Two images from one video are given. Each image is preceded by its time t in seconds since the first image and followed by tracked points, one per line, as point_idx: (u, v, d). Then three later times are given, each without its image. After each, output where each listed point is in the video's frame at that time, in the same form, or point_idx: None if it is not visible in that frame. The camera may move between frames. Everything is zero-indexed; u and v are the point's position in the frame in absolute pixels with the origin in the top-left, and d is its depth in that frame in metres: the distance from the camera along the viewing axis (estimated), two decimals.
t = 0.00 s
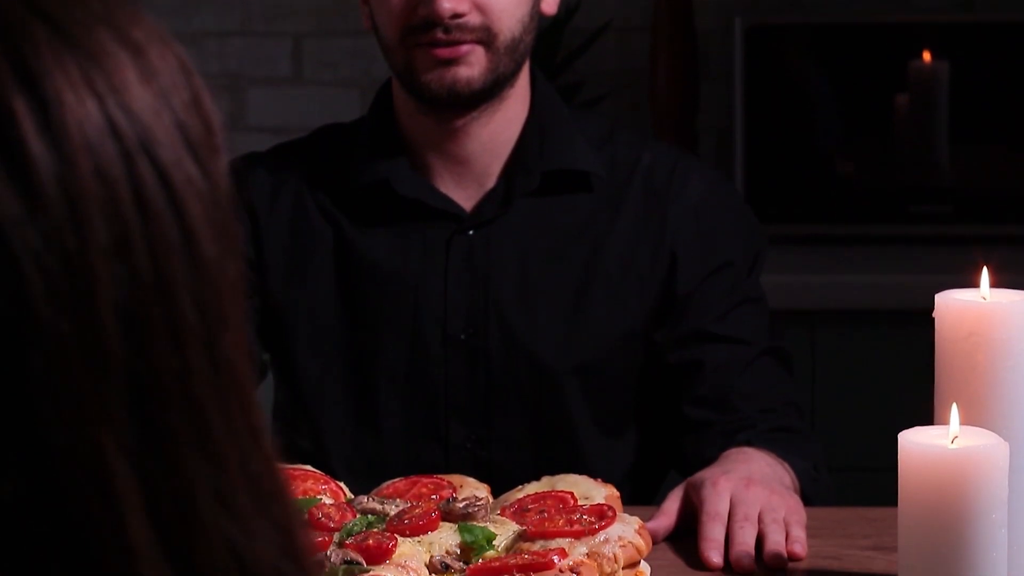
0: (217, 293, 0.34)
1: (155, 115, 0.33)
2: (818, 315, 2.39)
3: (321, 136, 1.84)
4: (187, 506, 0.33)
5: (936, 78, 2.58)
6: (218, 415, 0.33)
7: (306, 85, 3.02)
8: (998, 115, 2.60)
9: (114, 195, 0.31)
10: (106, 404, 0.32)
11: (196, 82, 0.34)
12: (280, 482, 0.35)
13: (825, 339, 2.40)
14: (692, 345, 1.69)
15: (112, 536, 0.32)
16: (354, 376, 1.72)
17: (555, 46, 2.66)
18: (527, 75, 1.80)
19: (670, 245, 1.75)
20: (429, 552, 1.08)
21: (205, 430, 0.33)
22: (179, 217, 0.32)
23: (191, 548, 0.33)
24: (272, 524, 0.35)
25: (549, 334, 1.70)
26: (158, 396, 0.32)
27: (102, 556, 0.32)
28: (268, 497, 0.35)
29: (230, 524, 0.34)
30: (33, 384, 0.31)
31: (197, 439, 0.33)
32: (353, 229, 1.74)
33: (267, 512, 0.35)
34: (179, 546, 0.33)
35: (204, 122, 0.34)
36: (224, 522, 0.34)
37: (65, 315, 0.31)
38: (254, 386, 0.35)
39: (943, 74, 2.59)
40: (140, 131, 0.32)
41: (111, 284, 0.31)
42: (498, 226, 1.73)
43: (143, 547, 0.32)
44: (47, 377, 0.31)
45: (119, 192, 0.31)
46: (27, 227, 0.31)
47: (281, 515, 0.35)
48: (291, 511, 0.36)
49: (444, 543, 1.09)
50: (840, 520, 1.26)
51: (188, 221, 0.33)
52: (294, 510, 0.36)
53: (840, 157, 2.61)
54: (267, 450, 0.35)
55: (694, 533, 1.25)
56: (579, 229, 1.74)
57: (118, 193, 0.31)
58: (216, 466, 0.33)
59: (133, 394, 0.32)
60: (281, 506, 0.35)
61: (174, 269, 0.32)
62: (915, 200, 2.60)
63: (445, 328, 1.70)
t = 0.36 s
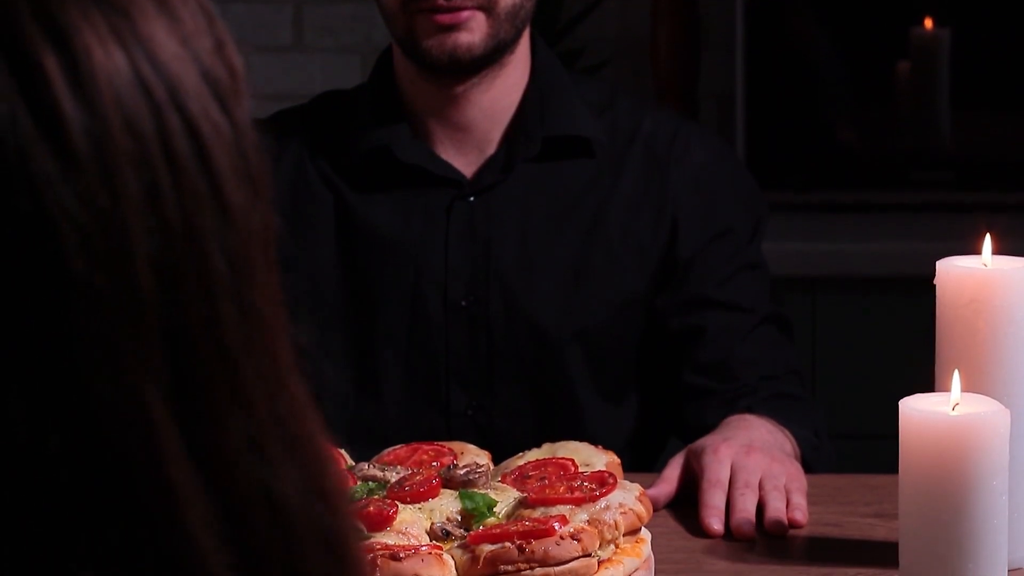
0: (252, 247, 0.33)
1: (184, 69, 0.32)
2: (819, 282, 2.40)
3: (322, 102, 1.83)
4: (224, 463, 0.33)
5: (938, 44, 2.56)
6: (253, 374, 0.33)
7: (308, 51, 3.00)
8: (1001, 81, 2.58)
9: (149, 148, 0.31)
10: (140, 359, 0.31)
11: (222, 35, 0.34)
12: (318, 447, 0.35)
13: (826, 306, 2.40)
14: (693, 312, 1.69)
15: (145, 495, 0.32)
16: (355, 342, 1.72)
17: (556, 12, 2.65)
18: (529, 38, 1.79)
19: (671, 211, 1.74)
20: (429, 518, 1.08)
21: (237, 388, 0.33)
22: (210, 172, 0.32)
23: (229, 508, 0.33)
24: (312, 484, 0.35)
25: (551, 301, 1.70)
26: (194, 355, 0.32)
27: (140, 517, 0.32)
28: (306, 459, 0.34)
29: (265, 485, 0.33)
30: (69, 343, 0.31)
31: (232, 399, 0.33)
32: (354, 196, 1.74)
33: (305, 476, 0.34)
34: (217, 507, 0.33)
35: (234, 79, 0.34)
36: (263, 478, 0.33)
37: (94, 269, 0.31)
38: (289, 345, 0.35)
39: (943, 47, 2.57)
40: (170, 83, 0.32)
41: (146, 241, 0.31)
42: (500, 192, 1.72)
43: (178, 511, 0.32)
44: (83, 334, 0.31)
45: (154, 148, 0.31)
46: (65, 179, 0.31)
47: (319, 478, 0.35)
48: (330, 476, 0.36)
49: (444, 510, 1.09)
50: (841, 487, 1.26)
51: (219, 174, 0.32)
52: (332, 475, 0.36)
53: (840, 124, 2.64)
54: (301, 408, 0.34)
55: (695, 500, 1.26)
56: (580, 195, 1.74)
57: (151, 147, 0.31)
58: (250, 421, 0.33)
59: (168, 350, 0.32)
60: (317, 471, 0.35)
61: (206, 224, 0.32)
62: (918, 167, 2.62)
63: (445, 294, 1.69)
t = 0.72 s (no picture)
0: (181, 167, 0.39)
1: (139, 7, 0.38)
2: (820, 260, 2.39)
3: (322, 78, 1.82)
4: (137, 349, 0.39)
5: (939, 23, 2.59)
6: (174, 280, 0.39)
7: (308, 27, 2.86)
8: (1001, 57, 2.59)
9: (90, 71, 0.37)
10: (69, 249, 0.38)
11: None
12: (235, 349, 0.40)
13: (827, 281, 2.40)
14: (693, 288, 1.69)
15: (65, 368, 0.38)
16: (355, 318, 1.72)
17: None
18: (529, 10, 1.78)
19: (672, 187, 1.74)
20: (430, 495, 1.08)
21: (158, 288, 0.39)
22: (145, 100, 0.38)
23: (140, 389, 0.39)
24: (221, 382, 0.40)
25: (551, 277, 1.70)
26: (111, 249, 0.38)
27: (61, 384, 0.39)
28: (218, 357, 0.40)
29: (174, 372, 0.39)
30: (15, 228, 0.38)
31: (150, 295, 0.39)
32: (353, 172, 1.73)
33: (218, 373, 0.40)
34: (125, 387, 0.39)
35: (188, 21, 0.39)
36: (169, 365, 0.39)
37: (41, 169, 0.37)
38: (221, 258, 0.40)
39: (946, 19, 2.59)
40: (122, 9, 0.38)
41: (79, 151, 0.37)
42: (500, 169, 1.72)
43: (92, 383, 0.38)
44: (24, 224, 0.38)
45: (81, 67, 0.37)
46: (15, 86, 0.37)
47: (235, 380, 0.40)
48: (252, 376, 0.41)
49: (445, 485, 1.09)
50: (841, 463, 1.26)
51: (155, 98, 0.38)
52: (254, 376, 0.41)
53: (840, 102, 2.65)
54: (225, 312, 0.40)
55: (694, 476, 1.26)
56: (581, 171, 1.74)
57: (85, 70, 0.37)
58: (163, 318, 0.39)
59: (92, 241, 0.38)
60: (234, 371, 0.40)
61: (128, 139, 0.38)
62: (920, 145, 2.62)
63: (446, 271, 1.69)
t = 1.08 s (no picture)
0: (134, 165, 0.48)
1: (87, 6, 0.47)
2: (820, 240, 2.40)
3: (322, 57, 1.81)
4: (88, 317, 0.48)
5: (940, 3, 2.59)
6: (116, 231, 0.48)
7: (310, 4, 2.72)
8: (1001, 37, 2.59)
9: (58, 86, 0.47)
10: (28, 232, 0.47)
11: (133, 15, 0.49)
12: (180, 312, 0.50)
13: (828, 261, 2.40)
14: (695, 267, 1.69)
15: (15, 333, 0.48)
16: (354, 297, 1.72)
17: None
18: None
19: (673, 166, 1.74)
20: (430, 474, 1.08)
21: (100, 237, 0.48)
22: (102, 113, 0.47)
23: (89, 341, 0.48)
24: (165, 341, 0.50)
25: (551, 255, 1.70)
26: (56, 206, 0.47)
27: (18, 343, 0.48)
28: (164, 320, 0.50)
29: (123, 336, 0.49)
30: None
31: (106, 271, 0.48)
32: (354, 152, 1.72)
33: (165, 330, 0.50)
34: (75, 347, 0.48)
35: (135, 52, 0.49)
36: (120, 330, 0.48)
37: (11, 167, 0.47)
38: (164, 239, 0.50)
39: None
40: (86, 39, 0.47)
41: (41, 152, 0.47)
42: (500, 148, 1.71)
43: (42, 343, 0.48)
44: None
45: (49, 86, 0.46)
46: None
47: (170, 311, 0.50)
48: (193, 332, 0.51)
49: (445, 465, 1.09)
50: (839, 441, 1.27)
51: (113, 111, 0.48)
52: (195, 330, 0.51)
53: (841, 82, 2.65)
54: (173, 280, 0.50)
55: (693, 454, 1.26)
56: (583, 150, 1.73)
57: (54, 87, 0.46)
58: (116, 287, 0.48)
59: (49, 227, 0.47)
60: (179, 329, 0.50)
61: (87, 146, 0.47)
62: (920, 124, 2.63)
63: (446, 250, 1.69)
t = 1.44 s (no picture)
0: (111, 142, 0.47)
1: None
2: (820, 218, 2.39)
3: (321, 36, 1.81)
4: (77, 290, 0.47)
5: None
6: (98, 203, 0.47)
7: None
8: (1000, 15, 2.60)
9: (39, 54, 0.45)
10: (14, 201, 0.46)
11: None
12: (164, 289, 0.49)
13: (827, 239, 2.40)
14: (694, 244, 1.69)
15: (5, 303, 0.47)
16: (354, 274, 1.71)
17: None
18: None
19: (673, 143, 1.73)
20: (431, 452, 1.09)
21: (82, 209, 0.47)
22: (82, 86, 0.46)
23: (76, 315, 0.47)
24: (152, 317, 0.49)
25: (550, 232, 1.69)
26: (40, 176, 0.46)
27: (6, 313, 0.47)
28: (149, 297, 0.49)
29: (110, 308, 0.48)
30: None
31: (93, 244, 0.47)
32: (355, 128, 1.72)
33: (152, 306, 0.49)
34: (70, 316, 0.47)
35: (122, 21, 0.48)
36: (111, 303, 0.48)
37: None
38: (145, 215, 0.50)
39: None
40: (69, 13, 0.46)
41: (22, 121, 0.46)
42: (501, 125, 1.71)
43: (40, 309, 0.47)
44: None
45: (28, 58, 0.45)
46: None
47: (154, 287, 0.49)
48: (177, 307, 0.51)
49: (446, 443, 1.09)
50: (840, 419, 1.27)
51: (92, 81, 0.47)
52: (176, 312, 0.51)
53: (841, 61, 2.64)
54: (153, 259, 0.49)
55: (694, 432, 1.26)
56: (585, 126, 1.73)
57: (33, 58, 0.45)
58: (100, 263, 0.47)
59: (33, 197, 0.46)
60: (162, 308, 0.50)
61: (68, 119, 0.46)
62: (921, 102, 2.61)
63: (446, 227, 1.68)
